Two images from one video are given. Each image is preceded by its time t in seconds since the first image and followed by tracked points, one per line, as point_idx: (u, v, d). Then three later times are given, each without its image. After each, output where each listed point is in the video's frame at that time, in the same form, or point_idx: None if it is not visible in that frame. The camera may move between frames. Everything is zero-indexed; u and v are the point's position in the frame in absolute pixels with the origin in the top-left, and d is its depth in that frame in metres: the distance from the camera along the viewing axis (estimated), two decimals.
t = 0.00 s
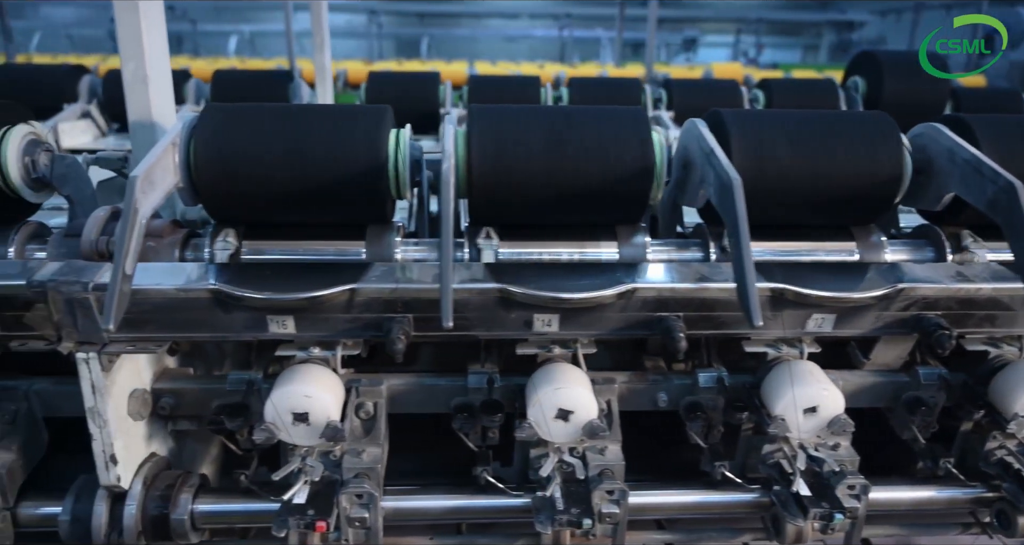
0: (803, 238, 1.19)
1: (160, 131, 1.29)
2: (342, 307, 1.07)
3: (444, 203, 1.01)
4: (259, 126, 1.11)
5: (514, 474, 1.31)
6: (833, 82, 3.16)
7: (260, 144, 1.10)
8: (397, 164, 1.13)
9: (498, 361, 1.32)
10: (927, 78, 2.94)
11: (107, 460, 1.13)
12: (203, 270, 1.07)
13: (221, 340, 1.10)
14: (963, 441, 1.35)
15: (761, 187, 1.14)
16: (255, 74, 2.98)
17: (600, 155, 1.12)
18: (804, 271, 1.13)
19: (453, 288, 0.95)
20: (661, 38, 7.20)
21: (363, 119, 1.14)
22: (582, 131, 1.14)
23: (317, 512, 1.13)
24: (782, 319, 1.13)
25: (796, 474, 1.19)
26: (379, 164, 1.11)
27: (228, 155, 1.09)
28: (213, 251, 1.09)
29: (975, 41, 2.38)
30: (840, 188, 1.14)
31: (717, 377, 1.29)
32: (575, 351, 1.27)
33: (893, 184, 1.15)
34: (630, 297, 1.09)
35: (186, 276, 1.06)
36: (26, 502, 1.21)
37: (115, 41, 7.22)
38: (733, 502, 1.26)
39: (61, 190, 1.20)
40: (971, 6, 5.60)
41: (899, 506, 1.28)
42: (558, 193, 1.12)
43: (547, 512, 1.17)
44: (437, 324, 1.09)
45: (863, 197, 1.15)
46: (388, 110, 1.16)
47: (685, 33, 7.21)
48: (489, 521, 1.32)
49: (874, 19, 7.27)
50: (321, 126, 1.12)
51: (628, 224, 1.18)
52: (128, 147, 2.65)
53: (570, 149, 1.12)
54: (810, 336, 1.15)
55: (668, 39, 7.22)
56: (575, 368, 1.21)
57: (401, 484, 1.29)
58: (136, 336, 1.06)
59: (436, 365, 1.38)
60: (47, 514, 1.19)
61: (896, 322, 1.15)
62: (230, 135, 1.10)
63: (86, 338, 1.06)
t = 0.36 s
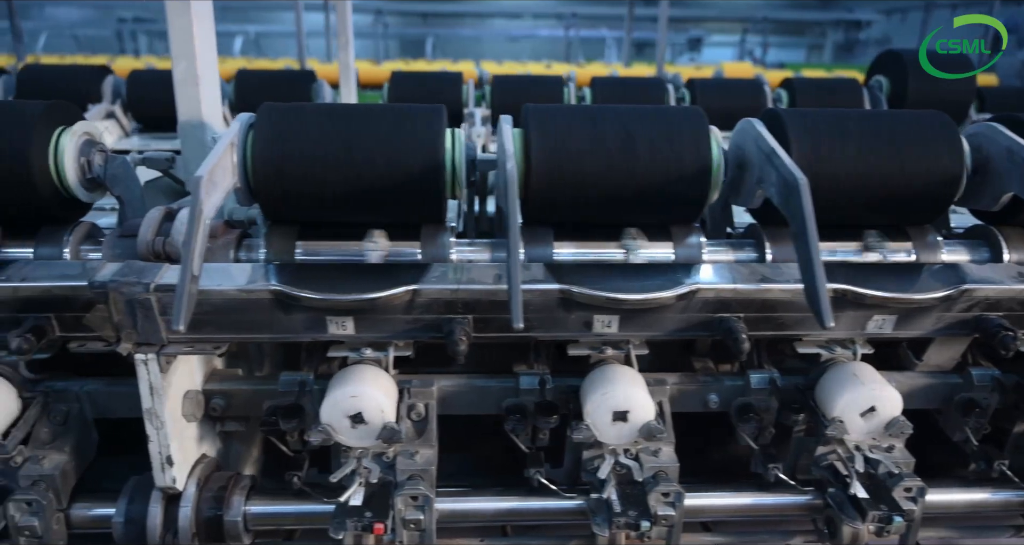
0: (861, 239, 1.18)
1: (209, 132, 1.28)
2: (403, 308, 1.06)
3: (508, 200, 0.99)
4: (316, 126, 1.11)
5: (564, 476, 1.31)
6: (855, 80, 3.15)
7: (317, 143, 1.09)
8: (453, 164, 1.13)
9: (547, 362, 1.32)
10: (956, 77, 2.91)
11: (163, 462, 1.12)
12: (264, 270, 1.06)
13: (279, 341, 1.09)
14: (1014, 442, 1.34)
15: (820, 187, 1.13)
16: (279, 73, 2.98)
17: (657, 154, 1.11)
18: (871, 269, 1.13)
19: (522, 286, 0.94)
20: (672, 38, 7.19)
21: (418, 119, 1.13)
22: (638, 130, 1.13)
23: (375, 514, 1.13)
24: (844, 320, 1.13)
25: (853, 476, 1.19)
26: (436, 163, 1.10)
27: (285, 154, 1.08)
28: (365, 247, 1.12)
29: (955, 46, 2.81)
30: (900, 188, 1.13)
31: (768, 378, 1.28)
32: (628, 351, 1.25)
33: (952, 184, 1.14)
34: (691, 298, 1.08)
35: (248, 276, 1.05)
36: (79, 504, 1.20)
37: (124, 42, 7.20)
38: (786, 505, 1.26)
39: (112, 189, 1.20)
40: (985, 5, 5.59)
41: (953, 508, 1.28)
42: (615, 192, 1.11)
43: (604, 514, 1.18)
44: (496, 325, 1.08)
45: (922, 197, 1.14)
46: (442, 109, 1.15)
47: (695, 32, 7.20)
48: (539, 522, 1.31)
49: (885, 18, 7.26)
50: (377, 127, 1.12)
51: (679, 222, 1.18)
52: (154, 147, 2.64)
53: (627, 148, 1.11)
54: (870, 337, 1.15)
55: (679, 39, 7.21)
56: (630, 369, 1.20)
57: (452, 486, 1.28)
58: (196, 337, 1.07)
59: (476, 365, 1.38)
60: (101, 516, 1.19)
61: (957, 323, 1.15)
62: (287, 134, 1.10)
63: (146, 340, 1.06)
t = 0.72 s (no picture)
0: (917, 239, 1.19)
1: (265, 134, 1.30)
2: (467, 308, 1.08)
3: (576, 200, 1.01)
4: (380, 125, 1.11)
5: (617, 474, 1.32)
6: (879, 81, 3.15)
7: (382, 142, 1.10)
8: (513, 164, 1.14)
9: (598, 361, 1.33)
10: (985, 79, 2.91)
11: (226, 459, 1.14)
12: (329, 271, 1.07)
13: (343, 339, 1.10)
14: None
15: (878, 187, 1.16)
16: (305, 74, 2.99)
17: (719, 154, 1.12)
18: (927, 270, 1.15)
19: (592, 286, 0.96)
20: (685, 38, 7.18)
21: (480, 118, 1.14)
22: (699, 130, 1.14)
23: (436, 511, 1.17)
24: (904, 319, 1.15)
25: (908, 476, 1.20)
26: (499, 163, 1.11)
27: (350, 152, 1.09)
28: (439, 247, 1.11)
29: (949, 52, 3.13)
30: (954, 187, 1.16)
31: (821, 377, 1.28)
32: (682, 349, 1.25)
33: (1004, 183, 1.17)
34: (753, 298, 1.09)
35: (314, 276, 1.06)
36: (139, 501, 1.21)
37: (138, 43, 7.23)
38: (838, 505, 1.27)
39: (172, 191, 1.21)
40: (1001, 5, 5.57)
41: (1004, 507, 1.29)
42: (676, 191, 1.12)
43: (661, 512, 1.19)
44: (559, 324, 1.09)
45: (974, 196, 1.17)
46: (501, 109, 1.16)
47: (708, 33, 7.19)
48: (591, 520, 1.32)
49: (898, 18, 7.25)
50: (441, 126, 1.12)
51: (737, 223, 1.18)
52: (183, 148, 2.65)
53: (689, 147, 1.12)
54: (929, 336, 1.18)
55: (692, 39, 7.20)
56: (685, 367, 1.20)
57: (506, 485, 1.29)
58: (262, 335, 1.08)
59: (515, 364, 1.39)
60: (162, 513, 1.20)
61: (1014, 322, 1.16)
62: (352, 132, 1.10)
63: (212, 338, 1.07)
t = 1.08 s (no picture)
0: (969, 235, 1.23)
1: (326, 133, 1.32)
2: (535, 303, 1.08)
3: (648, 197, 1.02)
4: (447, 124, 1.13)
5: (672, 471, 1.34)
6: (904, 80, 3.16)
7: (451, 141, 1.12)
8: (576, 163, 1.15)
9: (654, 357, 1.34)
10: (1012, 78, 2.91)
11: (293, 453, 1.15)
12: (400, 267, 1.08)
13: (410, 335, 1.11)
14: None
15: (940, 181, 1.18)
16: (334, 73, 3.00)
17: (781, 153, 1.15)
18: (989, 267, 1.16)
19: (668, 282, 0.96)
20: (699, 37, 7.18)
21: (547, 117, 1.15)
22: (760, 130, 1.17)
23: (501, 505, 1.18)
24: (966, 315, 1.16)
25: (968, 472, 1.22)
26: (564, 162, 1.12)
27: (420, 152, 1.10)
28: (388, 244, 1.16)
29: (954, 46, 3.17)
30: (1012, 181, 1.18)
31: (876, 373, 1.29)
32: (740, 347, 1.25)
33: None
34: (818, 295, 1.09)
35: (385, 273, 1.07)
36: (204, 495, 1.23)
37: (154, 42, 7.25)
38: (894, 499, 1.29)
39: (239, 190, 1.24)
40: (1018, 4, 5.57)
41: None
42: (739, 189, 1.15)
43: (723, 508, 1.20)
44: (625, 320, 1.10)
45: None
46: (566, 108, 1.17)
47: (722, 33, 7.19)
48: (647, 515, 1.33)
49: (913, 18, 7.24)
50: (508, 125, 1.14)
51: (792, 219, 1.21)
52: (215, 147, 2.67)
53: (752, 146, 1.15)
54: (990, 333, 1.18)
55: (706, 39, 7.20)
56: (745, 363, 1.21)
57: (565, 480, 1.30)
58: (331, 331, 1.08)
59: (559, 361, 1.41)
60: (226, 507, 1.21)
61: None
62: (421, 132, 1.12)
63: (283, 334, 1.08)
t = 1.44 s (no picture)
0: None
1: (386, 132, 1.32)
2: (604, 301, 1.09)
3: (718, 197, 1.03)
4: (514, 123, 1.14)
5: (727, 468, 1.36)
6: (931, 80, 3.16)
7: (518, 141, 1.12)
8: (642, 161, 1.16)
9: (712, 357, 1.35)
10: None
11: (360, 448, 1.16)
12: (471, 264, 1.10)
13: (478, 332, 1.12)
14: None
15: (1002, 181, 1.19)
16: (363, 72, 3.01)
17: (844, 152, 1.15)
18: None
19: (743, 280, 0.98)
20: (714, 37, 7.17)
21: (613, 116, 1.16)
22: (824, 129, 1.17)
23: (567, 501, 1.18)
24: None
25: None
26: (629, 160, 1.13)
27: (487, 151, 1.11)
28: (595, 239, 1.19)
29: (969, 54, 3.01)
30: None
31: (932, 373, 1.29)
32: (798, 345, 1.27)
33: None
34: (884, 293, 1.11)
35: (457, 269, 1.08)
36: (267, 489, 1.24)
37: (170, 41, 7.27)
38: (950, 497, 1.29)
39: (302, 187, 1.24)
40: None
41: None
42: (801, 189, 1.15)
43: (784, 505, 1.21)
44: (691, 318, 1.11)
45: None
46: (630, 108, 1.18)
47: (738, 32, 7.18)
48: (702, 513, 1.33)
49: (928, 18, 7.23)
50: (575, 123, 1.14)
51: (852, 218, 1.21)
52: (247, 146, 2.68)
53: (814, 145, 1.14)
54: None
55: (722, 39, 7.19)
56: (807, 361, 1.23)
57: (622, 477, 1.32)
58: (402, 327, 1.10)
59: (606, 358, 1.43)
60: (289, 501, 1.22)
61: None
62: (489, 132, 1.12)
63: (353, 329, 1.09)
